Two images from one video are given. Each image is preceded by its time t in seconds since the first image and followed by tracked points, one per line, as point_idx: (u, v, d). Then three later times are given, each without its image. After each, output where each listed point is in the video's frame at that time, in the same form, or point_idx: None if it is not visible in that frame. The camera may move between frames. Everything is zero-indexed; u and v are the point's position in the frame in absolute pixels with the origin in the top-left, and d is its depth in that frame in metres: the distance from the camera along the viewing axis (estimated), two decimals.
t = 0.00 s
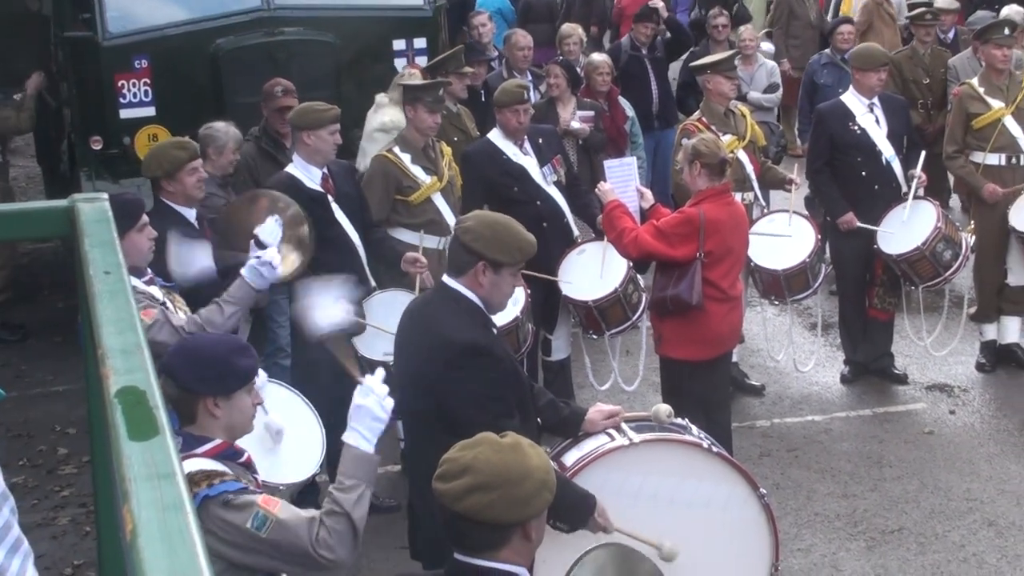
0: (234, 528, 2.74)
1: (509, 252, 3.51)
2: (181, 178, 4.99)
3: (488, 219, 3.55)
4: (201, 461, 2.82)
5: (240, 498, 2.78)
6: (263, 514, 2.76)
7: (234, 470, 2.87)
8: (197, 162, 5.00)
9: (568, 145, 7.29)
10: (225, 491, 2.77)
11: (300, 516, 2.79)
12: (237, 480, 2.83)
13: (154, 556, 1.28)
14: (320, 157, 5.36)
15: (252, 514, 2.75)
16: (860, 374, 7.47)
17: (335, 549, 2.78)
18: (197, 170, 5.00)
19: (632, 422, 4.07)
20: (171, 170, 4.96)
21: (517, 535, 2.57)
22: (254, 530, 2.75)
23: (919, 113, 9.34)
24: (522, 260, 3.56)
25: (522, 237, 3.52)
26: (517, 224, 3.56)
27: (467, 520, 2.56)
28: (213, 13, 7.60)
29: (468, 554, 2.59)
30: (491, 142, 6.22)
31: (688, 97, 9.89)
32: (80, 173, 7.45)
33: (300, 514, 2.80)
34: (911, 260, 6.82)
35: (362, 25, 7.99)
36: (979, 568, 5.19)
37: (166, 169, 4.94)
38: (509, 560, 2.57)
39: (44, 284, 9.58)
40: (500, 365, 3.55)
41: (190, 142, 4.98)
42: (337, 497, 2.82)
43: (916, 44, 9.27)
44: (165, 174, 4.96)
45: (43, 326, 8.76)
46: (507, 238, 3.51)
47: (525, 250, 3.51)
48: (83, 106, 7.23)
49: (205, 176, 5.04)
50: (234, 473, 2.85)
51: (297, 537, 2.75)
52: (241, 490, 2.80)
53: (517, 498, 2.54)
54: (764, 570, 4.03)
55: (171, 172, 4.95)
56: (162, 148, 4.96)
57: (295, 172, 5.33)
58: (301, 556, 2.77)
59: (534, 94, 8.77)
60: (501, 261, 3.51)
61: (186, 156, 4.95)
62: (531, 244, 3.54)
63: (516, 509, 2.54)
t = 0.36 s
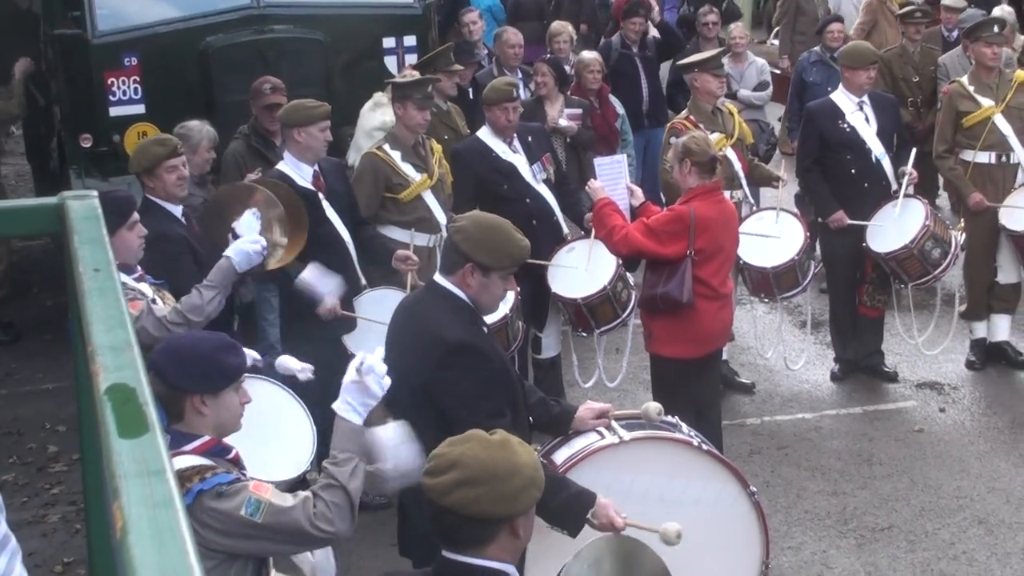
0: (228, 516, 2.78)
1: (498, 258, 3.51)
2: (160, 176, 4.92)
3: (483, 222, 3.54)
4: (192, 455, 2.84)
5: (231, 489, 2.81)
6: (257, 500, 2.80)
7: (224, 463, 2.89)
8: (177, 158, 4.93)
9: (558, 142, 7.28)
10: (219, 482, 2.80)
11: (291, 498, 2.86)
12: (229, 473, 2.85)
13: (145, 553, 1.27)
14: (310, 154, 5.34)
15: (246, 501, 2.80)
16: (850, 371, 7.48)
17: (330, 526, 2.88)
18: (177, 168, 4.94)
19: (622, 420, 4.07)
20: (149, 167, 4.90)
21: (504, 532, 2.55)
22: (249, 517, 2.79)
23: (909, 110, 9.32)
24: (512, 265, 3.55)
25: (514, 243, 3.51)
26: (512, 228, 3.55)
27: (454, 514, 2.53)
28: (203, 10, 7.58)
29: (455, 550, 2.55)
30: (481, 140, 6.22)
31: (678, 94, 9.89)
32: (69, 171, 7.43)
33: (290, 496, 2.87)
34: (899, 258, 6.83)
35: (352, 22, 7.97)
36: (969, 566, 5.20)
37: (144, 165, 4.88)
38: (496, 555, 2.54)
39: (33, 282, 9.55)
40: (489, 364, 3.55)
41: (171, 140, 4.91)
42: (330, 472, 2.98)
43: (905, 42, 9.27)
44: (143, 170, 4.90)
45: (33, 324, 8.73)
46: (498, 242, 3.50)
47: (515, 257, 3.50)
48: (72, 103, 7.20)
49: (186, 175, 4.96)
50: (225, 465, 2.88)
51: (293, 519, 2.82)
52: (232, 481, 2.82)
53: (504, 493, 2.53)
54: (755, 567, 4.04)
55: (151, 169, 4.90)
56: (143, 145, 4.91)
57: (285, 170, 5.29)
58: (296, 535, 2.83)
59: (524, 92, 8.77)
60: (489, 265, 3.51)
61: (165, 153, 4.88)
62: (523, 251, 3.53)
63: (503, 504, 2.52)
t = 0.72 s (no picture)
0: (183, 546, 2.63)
1: (498, 258, 3.49)
2: (159, 171, 4.88)
3: (488, 222, 3.51)
4: (186, 457, 2.77)
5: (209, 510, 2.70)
6: (216, 546, 2.65)
7: (220, 474, 2.79)
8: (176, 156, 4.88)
9: (558, 136, 7.27)
10: (200, 498, 2.70)
11: (247, 571, 2.66)
12: (219, 485, 2.76)
13: (147, 546, 1.27)
14: (310, 148, 5.34)
15: (208, 540, 2.65)
16: (850, 366, 7.48)
17: None
18: (177, 165, 4.90)
19: (622, 414, 4.07)
20: (149, 162, 4.86)
21: (502, 525, 2.53)
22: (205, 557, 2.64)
23: (910, 104, 9.34)
24: (514, 266, 3.53)
25: (516, 244, 3.49)
26: (516, 227, 3.52)
27: (453, 507, 2.53)
28: (203, 3, 7.56)
29: (453, 543, 2.55)
30: (481, 133, 6.21)
31: (679, 88, 9.88)
32: (70, 163, 7.43)
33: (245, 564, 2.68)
34: (898, 253, 6.82)
35: (353, 15, 7.95)
36: (969, 560, 5.20)
37: (143, 160, 4.84)
38: (493, 549, 2.53)
39: (34, 274, 9.55)
40: (490, 360, 3.54)
41: (171, 136, 4.88)
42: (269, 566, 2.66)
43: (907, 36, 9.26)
44: (143, 165, 4.86)
45: (34, 317, 8.73)
46: (499, 243, 3.48)
47: (516, 259, 3.48)
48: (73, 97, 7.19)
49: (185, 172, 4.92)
50: (220, 474, 2.78)
51: None
52: (217, 501, 2.72)
53: (503, 486, 2.52)
54: (755, 562, 4.04)
55: (150, 164, 4.86)
56: (144, 139, 4.88)
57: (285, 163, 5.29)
58: None
59: (525, 86, 8.76)
60: (489, 265, 3.50)
61: (164, 150, 4.85)
62: (526, 253, 3.50)
63: (502, 497, 2.52)
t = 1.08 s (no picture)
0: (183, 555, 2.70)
1: (497, 265, 3.48)
2: (159, 171, 4.86)
3: (489, 228, 3.49)
4: (183, 462, 2.76)
5: (210, 517, 2.74)
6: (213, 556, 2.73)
7: (217, 477, 2.80)
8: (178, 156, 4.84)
9: (554, 136, 7.27)
10: (197, 505, 2.71)
11: None
12: (217, 490, 2.76)
13: (146, 546, 1.27)
14: (307, 148, 5.33)
15: (207, 549, 2.73)
16: (847, 365, 7.49)
17: None
18: (178, 165, 4.87)
19: (619, 414, 4.07)
20: (151, 162, 4.83)
21: (498, 525, 2.54)
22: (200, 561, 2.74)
23: (908, 104, 9.36)
24: (512, 274, 3.51)
25: (516, 253, 3.46)
26: (518, 235, 3.50)
27: (448, 508, 2.53)
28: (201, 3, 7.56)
29: (449, 544, 2.55)
30: (479, 132, 6.21)
31: (676, 88, 9.89)
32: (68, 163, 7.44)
33: None
34: (895, 253, 6.83)
35: (351, 15, 7.95)
36: (966, 560, 5.20)
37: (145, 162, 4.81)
38: (489, 549, 2.54)
39: (31, 274, 9.54)
40: (484, 368, 3.54)
41: (173, 136, 4.81)
42: None
43: (904, 35, 9.27)
44: (144, 164, 4.83)
45: (30, 316, 8.72)
46: (499, 250, 3.46)
47: (515, 267, 3.46)
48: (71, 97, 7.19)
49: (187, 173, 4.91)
50: (216, 478, 2.78)
51: None
52: (218, 508, 2.75)
53: (498, 487, 2.52)
54: (751, 561, 4.05)
55: (151, 165, 4.83)
56: (146, 138, 4.81)
57: (282, 162, 5.29)
58: None
59: (522, 85, 8.76)
60: (487, 271, 3.49)
61: (168, 151, 4.80)
62: (526, 262, 3.48)
63: (497, 498, 2.52)
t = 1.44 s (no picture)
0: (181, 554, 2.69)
1: (498, 266, 3.47)
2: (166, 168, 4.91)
3: (490, 230, 3.50)
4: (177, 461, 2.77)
5: (206, 515, 2.74)
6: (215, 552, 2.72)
7: (212, 476, 2.81)
8: (183, 152, 4.91)
9: (555, 136, 7.28)
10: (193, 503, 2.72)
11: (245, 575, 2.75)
12: (212, 488, 2.77)
13: (147, 544, 1.28)
14: (309, 147, 5.33)
15: (207, 545, 2.71)
16: (848, 366, 7.49)
17: None
18: (184, 161, 4.93)
19: (621, 413, 4.07)
20: (156, 159, 4.88)
21: (497, 524, 2.54)
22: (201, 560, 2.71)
23: (909, 105, 9.36)
24: (513, 276, 3.51)
25: (517, 255, 3.46)
26: (520, 238, 3.49)
27: (447, 507, 2.53)
28: (202, 3, 7.56)
29: (449, 542, 2.55)
30: (481, 131, 6.21)
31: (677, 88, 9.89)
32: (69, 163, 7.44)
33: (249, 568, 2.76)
34: (898, 253, 6.82)
35: (352, 15, 7.96)
36: (967, 561, 5.20)
37: (151, 157, 4.85)
38: (488, 548, 2.54)
39: (33, 274, 9.55)
40: (485, 369, 3.54)
41: (180, 133, 4.89)
42: None
43: (906, 36, 9.26)
44: (149, 160, 4.88)
45: (32, 315, 8.73)
46: (500, 251, 3.46)
47: (516, 270, 3.46)
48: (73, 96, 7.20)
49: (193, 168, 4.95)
50: (212, 476, 2.79)
51: None
52: (213, 505, 2.75)
53: (496, 486, 2.52)
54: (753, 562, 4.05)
55: (157, 160, 4.88)
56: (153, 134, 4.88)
57: (284, 162, 5.29)
58: None
59: (524, 85, 8.76)
60: (488, 273, 3.49)
61: (174, 146, 4.86)
62: (528, 264, 3.48)
63: (497, 496, 2.52)
